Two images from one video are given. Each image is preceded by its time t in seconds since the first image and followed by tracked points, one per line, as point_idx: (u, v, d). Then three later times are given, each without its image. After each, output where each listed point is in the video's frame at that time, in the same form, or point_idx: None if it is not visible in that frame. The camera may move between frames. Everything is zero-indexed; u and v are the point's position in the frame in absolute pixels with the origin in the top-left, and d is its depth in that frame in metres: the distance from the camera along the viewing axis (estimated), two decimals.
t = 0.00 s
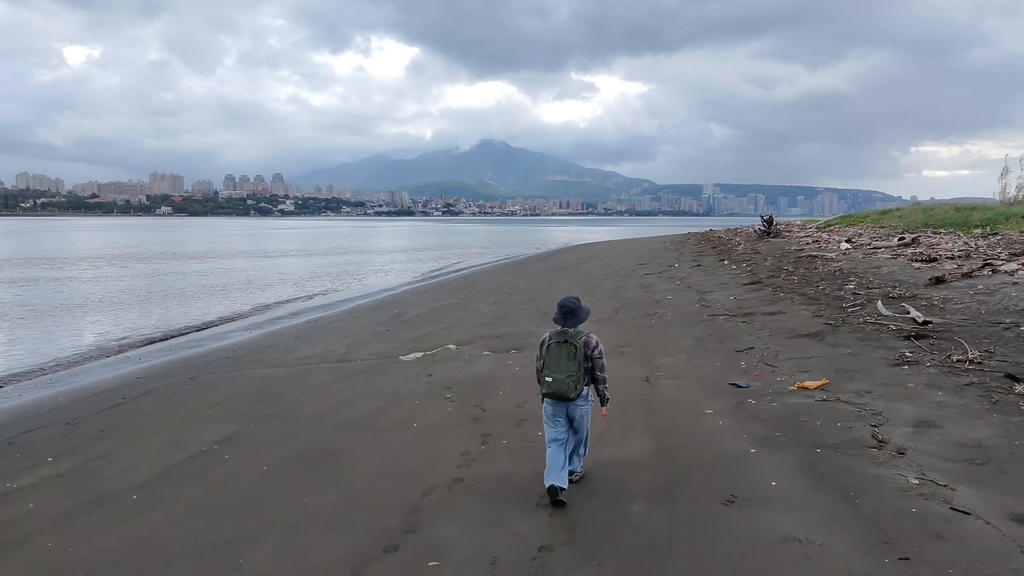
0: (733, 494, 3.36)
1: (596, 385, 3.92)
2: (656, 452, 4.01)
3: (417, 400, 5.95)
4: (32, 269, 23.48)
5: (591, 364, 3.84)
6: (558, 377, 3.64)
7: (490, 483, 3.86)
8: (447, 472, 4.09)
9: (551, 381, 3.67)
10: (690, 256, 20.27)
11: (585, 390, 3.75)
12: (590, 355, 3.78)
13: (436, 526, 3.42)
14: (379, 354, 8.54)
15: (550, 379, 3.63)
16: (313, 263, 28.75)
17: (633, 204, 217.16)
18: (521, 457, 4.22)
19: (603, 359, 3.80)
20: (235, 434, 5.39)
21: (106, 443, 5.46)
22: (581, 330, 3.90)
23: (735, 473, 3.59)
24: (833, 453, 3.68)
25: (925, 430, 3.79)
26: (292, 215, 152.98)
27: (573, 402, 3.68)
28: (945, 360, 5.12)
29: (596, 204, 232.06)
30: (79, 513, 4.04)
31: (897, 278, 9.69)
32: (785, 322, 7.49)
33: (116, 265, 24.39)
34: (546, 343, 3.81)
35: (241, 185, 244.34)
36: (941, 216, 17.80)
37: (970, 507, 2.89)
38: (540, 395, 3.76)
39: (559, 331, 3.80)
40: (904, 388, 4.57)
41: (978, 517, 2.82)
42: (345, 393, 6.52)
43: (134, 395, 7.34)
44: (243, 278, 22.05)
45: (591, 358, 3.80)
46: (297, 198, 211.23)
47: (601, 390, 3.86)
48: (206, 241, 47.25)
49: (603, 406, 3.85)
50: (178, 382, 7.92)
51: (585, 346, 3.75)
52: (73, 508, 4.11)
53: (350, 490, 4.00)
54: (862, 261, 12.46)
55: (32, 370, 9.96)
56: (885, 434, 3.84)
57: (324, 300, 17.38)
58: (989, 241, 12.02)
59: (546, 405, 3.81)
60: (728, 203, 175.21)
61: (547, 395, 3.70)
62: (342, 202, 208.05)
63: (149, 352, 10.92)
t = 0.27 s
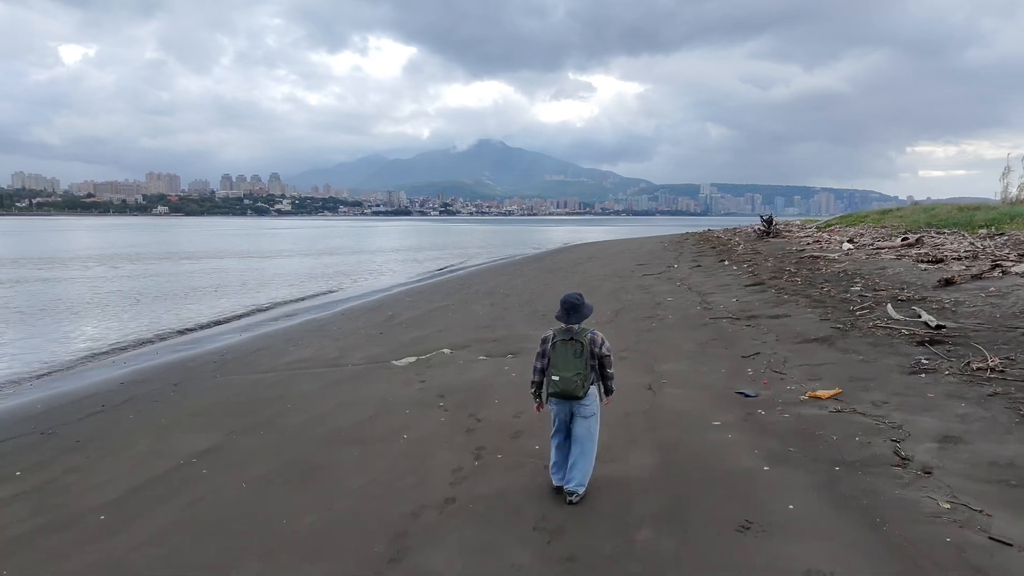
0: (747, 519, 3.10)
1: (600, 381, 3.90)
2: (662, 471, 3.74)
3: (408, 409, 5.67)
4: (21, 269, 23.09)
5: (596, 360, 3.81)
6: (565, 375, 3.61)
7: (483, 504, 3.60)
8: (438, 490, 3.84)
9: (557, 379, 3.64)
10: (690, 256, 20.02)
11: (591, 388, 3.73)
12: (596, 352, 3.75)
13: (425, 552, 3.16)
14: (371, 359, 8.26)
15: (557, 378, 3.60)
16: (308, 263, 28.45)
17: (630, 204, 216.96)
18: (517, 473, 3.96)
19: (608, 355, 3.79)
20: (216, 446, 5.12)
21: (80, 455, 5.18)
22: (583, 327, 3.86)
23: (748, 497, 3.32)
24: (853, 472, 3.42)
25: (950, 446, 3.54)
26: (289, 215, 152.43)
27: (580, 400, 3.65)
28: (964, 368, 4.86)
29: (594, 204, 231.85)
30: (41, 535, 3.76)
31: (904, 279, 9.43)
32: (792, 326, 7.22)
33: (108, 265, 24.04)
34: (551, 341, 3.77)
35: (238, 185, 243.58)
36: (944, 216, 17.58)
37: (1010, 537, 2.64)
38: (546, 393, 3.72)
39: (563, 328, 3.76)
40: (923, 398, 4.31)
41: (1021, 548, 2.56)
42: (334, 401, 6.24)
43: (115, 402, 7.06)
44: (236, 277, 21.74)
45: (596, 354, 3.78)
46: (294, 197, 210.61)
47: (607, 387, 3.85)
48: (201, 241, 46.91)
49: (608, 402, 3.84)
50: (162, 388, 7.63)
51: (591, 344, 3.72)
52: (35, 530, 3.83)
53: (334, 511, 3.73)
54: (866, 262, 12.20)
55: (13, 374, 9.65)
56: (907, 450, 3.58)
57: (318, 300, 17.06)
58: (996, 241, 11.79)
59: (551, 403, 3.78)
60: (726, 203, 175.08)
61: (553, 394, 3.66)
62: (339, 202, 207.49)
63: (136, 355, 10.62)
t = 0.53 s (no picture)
0: (753, 536, 2.93)
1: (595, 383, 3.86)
2: (663, 484, 3.56)
3: (397, 415, 5.46)
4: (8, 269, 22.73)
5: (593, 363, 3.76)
6: (565, 381, 3.56)
7: (474, 520, 3.40)
8: (429, 503, 3.66)
9: (557, 386, 3.59)
10: (686, 256, 19.88)
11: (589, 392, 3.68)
12: (592, 355, 3.69)
13: (413, 571, 2.98)
14: (360, 362, 8.03)
15: (557, 384, 3.54)
16: (300, 262, 28.16)
17: (625, 203, 217.03)
18: (511, 484, 3.79)
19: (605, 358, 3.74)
20: (196, 455, 4.90)
21: (56, 464, 4.97)
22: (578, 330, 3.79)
23: (753, 511, 3.16)
24: (864, 484, 3.26)
25: (964, 456, 3.38)
26: (283, 214, 151.77)
27: (580, 405, 3.61)
28: (972, 372, 4.70)
29: (589, 204, 231.81)
30: (6, 552, 3.55)
31: (904, 280, 9.28)
32: (793, 328, 7.05)
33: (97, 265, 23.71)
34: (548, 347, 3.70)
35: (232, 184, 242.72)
36: (941, 216, 17.50)
37: None
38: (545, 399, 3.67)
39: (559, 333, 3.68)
40: (932, 405, 4.14)
41: None
42: (321, 407, 6.03)
43: (96, 407, 6.83)
44: (228, 277, 21.48)
45: (593, 358, 3.72)
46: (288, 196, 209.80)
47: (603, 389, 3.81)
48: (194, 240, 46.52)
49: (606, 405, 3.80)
50: (145, 393, 7.38)
51: (587, 348, 3.66)
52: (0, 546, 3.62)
53: (316, 527, 3.53)
54: (864, 262, 12.06)
55: None
56: (919, 460, 3.43)
57: (309, 300, 16.78)
58: (995, 241, 11.68)
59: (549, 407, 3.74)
60: (721, 202, 175.10)
61: (553, 399, 3.61)
62: (334, 201, 206.78)
63: (121, 357, 10.34)
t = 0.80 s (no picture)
0: (758, 553, 2.78)
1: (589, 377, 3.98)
2: (661, 494, 3.44)
3: (387, 420, 5.31)
4: None
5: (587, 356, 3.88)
6: (560, 370, 3.67)
7: (465, 533, 3.27)
8: (417, 515, 3.51)
9: (552, 375, 3.70)
10: (680, 256, 19.74)
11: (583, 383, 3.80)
12: (587, 348, 3.83)
13: None
14: (351, 365, 7.87)
15: (553, 374, 3.65)
16: (292, 262, 27.89)
17: (619, 203, 217.14)
18: (503, 495, 3.65)
19: (599, 352, 3.87)
20: (178, 464, 4.74)
21: (31, 473, 4.78)
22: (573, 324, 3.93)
23: (756, 524, 3.03)
24: (870, 496, 3.13)
25: (974, 466, 3.26)
26: (275, 213, 151.05)
27: (574, 396, 3.72)
28: (976, 376, 4.58)
29: (582, 203, 231.83)
30: None
31: (901, 281, 9.18)
32: (790, 330, 6.93)
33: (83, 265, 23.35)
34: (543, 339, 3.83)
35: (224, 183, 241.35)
36: (935, 215, 17.45)
37: None
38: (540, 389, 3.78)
39: (555, 326, 3.81)
40: (936, 411, 4.02)
41: None
42: (309, 412, 5.87)
43: (76, 412, 6.63)
44: (217, 277, 21.22)
45: (587, 351, 3.85)
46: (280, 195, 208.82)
47: (597, 383, 3.93)
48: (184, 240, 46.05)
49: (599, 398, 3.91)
50: (129, 397, 7.20)
51: (582, 340, 3.79)
52: None
53: (300, 539, 3.39)
54: (859, 262, 11.97)
55: None
56: (927, 470, 3.29)
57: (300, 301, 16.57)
58: (991, 241, 11.60)
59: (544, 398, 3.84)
60: (714, 202, 175.36)
61: (548, 390, 3.71)
62: (327, 201, 205.92)
63: (106, 360, 10.14)
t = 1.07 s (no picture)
0: None
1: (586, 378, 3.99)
2: (657, 510, 3.29)
3: (374, 429, 5.14)
4: None
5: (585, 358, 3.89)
6: (559, 372, 3.65)
7: (451, 551, 3.11)
8: (403, 532, 3.35)
9: (551, 377, 3.68)
10: (673, 256, 19.62)
11: (580, 384, 3.80)
12: (585, 349, 3.83)
13: None
14: (339, 369, 7.69)
15: (553, 375, 3.64)
16: (282, 263, 27.62)
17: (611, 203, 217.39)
18: (493, 510, 3.49)
19: (596, 353, 3.87)
20: (154, 476, 4.56)
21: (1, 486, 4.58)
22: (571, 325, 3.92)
23: (757, 543, 2.89)
24: (876, 512, 2.99)
25: (983, 479, 3.12)
26: (267, 212, 150.23)
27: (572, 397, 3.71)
28: (980, 382, 4.45)
29: (575, 203, 231.91)
30: None
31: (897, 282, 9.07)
32: (787, 333, 6.80)
33: (70, 265, 23.01)
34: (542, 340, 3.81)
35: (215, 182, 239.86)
36: (928, 215, 17.41)
37: None
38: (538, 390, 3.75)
39: (554, 326, 3.79)
40: (941, 419, 3.89)
41: None
42: (294, 419, 5.70)
43: (54, 419, 6.42)
44: (206, 277, 20.98)
45: (585, 352, 3.85)
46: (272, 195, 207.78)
47: (594, 384, 3.93)
48: (174, 240, 45.58)
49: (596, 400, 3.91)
50: (109, 403, 7.00)
51: (581, 342, 3.78)
52: None
53: (279, 559, 3.23)
54: (854, 262, 11.87)
55: None
56: (934, 483, 3.16)
57: (289, 302, 16.34)
58: (986, 241, 11.53)
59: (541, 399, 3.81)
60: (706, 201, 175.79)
61: (547, 391, 3.69)
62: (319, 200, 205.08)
63: (89, 363, 9.90)
